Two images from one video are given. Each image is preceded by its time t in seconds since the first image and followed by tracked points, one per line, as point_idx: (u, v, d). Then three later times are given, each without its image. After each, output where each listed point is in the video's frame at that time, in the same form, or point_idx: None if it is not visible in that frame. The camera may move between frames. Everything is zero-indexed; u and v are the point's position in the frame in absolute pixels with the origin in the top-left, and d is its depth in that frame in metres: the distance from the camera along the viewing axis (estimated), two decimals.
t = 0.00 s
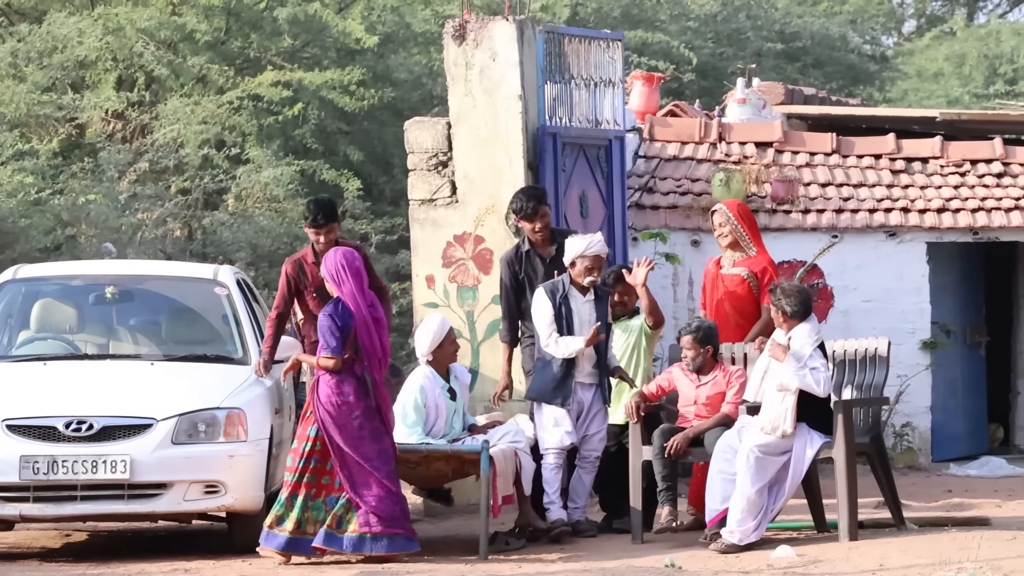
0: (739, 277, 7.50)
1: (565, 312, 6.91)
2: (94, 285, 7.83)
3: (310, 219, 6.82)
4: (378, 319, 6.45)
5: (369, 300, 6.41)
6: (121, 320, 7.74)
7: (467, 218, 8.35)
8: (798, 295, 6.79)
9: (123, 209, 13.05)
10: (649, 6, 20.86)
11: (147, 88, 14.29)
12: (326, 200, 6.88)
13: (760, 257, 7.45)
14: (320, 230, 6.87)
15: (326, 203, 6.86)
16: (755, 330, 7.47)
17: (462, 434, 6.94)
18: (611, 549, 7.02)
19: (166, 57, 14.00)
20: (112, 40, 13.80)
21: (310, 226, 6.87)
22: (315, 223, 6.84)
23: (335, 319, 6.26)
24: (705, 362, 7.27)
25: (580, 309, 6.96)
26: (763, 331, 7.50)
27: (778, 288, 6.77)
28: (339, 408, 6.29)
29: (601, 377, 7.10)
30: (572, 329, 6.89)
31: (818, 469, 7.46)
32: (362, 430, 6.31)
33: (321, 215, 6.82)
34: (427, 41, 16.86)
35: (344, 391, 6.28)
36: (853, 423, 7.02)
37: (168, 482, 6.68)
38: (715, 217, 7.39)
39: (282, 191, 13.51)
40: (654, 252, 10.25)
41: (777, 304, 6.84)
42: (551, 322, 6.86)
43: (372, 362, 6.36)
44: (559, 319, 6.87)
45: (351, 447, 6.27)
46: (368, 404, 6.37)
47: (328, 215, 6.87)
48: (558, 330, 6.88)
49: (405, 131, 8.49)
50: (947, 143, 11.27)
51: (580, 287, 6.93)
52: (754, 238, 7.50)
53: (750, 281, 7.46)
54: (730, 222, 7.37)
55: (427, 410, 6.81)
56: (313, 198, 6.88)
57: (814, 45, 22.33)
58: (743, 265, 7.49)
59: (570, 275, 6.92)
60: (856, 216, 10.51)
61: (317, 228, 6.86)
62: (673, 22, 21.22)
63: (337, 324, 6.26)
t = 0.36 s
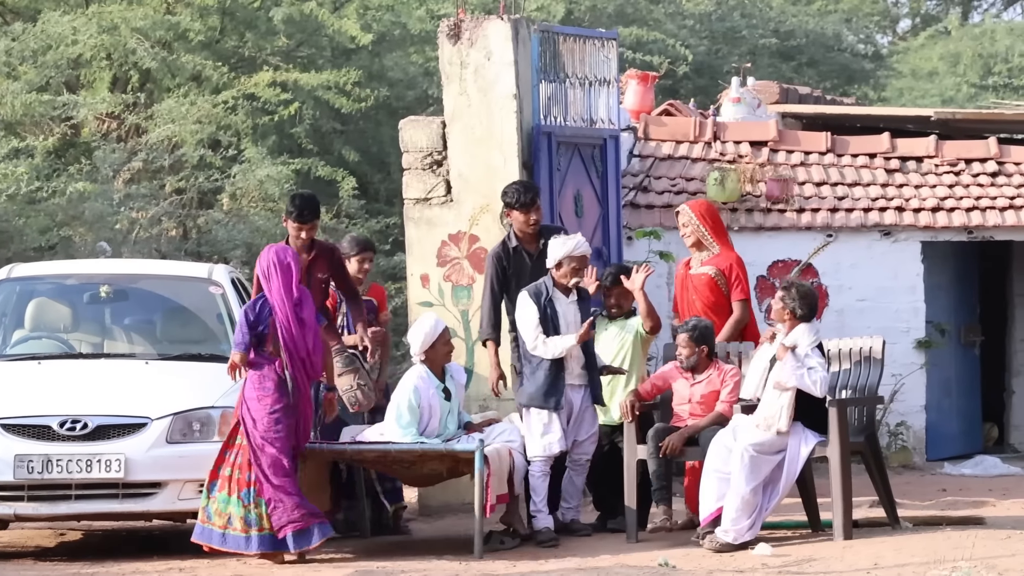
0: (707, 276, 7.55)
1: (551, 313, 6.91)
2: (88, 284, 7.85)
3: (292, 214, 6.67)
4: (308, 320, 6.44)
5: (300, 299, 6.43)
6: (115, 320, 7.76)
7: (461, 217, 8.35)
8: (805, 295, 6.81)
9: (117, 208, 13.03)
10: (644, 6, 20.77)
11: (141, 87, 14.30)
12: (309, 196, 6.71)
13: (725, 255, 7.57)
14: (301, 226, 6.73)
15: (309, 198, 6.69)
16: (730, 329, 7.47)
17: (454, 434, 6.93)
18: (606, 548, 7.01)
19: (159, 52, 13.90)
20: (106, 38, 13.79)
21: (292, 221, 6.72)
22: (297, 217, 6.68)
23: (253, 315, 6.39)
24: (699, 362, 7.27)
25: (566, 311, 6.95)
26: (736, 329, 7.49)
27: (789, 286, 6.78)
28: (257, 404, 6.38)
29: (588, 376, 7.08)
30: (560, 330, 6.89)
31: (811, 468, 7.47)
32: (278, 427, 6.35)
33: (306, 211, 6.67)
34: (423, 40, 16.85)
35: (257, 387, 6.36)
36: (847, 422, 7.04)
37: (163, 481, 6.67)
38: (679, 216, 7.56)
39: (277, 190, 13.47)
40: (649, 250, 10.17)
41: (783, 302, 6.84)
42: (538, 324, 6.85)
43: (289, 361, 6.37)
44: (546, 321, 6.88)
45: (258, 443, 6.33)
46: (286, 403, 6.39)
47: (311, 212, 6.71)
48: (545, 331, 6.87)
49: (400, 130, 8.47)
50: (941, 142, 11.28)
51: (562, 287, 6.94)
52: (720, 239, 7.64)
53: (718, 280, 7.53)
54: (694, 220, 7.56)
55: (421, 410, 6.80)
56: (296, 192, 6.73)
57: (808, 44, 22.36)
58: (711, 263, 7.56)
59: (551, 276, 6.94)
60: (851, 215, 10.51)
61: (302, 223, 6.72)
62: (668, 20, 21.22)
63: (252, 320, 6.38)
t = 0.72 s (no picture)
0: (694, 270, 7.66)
1: (545, 310, 6.91)
2: (86, 280, 7.92)
3: (292, 210, 6.93)
4: (258, 327, 6.54)
5: (255, 307, 6.56)
6: (113, 315, 7.78)
7: (459, 213, 8.34)
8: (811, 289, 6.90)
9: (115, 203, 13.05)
10: (641, 1, 20.87)
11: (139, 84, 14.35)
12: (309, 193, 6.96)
13: (712, 250, 7.65)
14: (299, 221, 6.99)
15: (307, 196, 6.94)
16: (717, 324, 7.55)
17: (450, 430, 6.94)
18: (605, 544, 7.02)
19: (158, 48, 13.92)
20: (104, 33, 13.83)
21: (291, 217, 6.99)
22: (296, 214, 6.95)
23: (207, 319, 6.64)
24: (698, 357, 7.27)
25: (557, 308, 6.97)
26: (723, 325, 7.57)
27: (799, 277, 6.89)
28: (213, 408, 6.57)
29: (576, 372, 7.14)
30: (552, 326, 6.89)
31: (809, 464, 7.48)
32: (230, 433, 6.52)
33: (304, 207, 6.93)
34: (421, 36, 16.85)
35: (212, 393, 6.55)
36: (845, 417, 7.05)
37: (161, 478, 6.69)
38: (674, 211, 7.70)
39: (275, 186, 13.43)
40: (647, 246, 10.17)
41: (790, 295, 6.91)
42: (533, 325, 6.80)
43: (236, 369, 6.52)
44: (540, 317, 6.87)
45: (208, 448, 6.52)
46: (235, 408, 6.54)
47: (311, 208, 6.97)
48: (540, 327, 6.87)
49: (398, 126, 8.47)
50: (939, 138, 11.28)
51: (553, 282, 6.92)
52: (712, 237, 7.73)
53: (704, 274, 7.62)
54: (689, 216, 7.68)
55: (415, 403, 6.80)
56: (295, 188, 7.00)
57: (806, 39, 22.31)
58: (698, 258, 7.66)
59: (542, 272, 6.92)
60: (849, 211, 10.51)
61: (301, 219, 6.98)
62: (666, 15, 21.20)
63: (207, 325, 6.62)
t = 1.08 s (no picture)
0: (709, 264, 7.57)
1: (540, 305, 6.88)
2: (86, 273, 7.95)
3: (312, 220, 6.83)
4: (203, 315, 6.56)
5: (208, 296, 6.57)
6: (113, 309, 7.82)
7: (459, 206, 8.33)
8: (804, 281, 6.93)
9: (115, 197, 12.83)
10: None
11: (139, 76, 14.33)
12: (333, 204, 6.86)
13: (727, 246, 7.60)
14: (320, 231, 6.86)
15: (330, 207, 6.84)
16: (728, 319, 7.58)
17: (449, 422, 6.93)
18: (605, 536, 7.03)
19: (156, 42, 14.02)
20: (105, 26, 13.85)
21: (313, 228, 6.87)
22: (317, 224, 6.83)
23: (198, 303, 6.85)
24: (699, 350, 7.27)
25: (558, 303, 6.94)
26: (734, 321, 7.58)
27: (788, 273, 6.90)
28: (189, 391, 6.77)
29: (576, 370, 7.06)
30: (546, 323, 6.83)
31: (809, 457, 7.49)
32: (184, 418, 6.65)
33: (326, 218, 6.82)
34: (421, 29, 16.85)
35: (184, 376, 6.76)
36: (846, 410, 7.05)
37: (160, 471, 6.74)
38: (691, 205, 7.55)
39: (275, 180, 13.41)
40: (647, 239, 10.21)
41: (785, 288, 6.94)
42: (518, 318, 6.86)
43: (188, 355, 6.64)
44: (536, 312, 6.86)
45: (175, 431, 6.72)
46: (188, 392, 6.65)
47: (332, 220, 6.87)
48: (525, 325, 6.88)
49: (398, 119, 8.46)
50: (939, 131, 11.29)
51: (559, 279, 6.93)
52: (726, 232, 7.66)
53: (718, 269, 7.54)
54: (708, 210, 7.55)
55: (414, 394, 6.82)
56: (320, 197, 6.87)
57: (806, 32, 22.27)
58: (713, 252, 7.56)
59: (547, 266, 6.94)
60: (849, 204, 10.50)
61: (322, 230, 6.87)
62: (666, 8, 21.19)
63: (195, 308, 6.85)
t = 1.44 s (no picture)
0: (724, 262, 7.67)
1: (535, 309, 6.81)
2: (87, 269, 7.95)
3: (333, 225, 6.77)
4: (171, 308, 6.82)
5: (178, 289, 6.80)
6: (114, 305, 7.85)
7: (461, 203, 8.33)
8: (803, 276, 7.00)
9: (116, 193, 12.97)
10: None
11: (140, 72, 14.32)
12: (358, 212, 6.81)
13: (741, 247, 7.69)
14: (337, 236, 6.82)
15: (353, 213, 6.78)
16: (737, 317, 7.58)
17: (451, 419, 6.92)
18: (606, 533, 7.03)
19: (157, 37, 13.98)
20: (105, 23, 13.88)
21: (332, 231, 6.82)
22: (336, 230, 6.78)
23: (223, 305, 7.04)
24: (703, 347, 7.30)
25: (551, 306, 6.93)
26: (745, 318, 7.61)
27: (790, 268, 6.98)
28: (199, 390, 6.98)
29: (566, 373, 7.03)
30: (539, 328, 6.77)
31: (809, 453, 7.49)
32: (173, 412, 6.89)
33: (346, 226, 6.76)
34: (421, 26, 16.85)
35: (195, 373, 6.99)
36: (847, 406, 7.05)
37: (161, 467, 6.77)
38: (714, 201, 7.63)
39: (276, 177, 13.34)
40: (647, 236, 10.15)
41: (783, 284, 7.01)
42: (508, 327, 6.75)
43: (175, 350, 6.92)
44: (530, 315, 6.79)
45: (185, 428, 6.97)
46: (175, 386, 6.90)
47: (352, 227, 6.81)
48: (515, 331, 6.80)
49: (399, 116, 8.47)
50: (940, 127, 11.29)
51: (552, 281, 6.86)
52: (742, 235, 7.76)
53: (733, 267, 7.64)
54: (724, 209, 7.63)
55: (418, 387, 6.83)
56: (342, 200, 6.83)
57: (807, 27, 22.26)
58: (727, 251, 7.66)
59: (541, 267, 6.88)
60: (850, 200, 10.50)
61: (340, 236, 6.81)
62: (668, 3, 21.19)
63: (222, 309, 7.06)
